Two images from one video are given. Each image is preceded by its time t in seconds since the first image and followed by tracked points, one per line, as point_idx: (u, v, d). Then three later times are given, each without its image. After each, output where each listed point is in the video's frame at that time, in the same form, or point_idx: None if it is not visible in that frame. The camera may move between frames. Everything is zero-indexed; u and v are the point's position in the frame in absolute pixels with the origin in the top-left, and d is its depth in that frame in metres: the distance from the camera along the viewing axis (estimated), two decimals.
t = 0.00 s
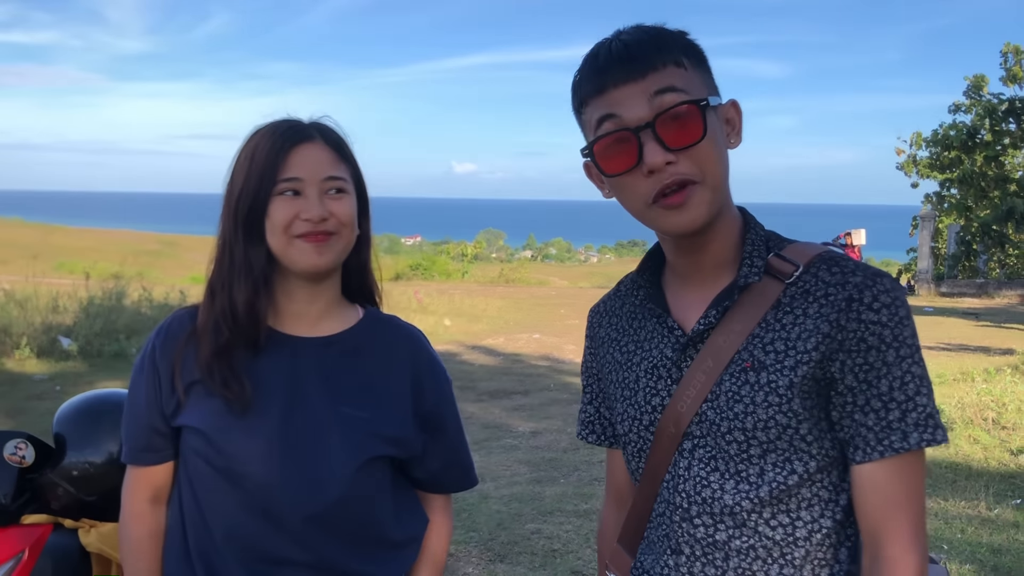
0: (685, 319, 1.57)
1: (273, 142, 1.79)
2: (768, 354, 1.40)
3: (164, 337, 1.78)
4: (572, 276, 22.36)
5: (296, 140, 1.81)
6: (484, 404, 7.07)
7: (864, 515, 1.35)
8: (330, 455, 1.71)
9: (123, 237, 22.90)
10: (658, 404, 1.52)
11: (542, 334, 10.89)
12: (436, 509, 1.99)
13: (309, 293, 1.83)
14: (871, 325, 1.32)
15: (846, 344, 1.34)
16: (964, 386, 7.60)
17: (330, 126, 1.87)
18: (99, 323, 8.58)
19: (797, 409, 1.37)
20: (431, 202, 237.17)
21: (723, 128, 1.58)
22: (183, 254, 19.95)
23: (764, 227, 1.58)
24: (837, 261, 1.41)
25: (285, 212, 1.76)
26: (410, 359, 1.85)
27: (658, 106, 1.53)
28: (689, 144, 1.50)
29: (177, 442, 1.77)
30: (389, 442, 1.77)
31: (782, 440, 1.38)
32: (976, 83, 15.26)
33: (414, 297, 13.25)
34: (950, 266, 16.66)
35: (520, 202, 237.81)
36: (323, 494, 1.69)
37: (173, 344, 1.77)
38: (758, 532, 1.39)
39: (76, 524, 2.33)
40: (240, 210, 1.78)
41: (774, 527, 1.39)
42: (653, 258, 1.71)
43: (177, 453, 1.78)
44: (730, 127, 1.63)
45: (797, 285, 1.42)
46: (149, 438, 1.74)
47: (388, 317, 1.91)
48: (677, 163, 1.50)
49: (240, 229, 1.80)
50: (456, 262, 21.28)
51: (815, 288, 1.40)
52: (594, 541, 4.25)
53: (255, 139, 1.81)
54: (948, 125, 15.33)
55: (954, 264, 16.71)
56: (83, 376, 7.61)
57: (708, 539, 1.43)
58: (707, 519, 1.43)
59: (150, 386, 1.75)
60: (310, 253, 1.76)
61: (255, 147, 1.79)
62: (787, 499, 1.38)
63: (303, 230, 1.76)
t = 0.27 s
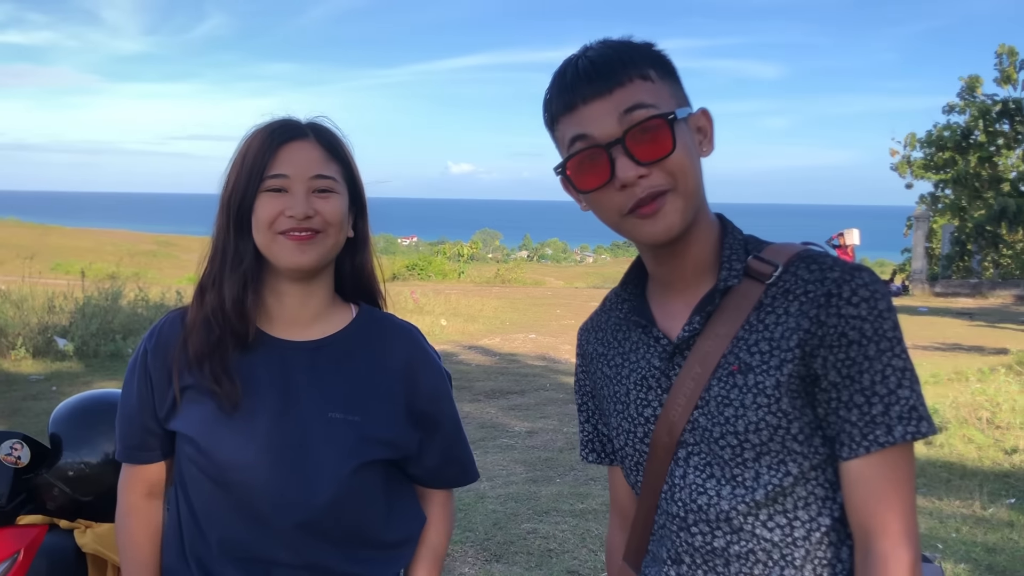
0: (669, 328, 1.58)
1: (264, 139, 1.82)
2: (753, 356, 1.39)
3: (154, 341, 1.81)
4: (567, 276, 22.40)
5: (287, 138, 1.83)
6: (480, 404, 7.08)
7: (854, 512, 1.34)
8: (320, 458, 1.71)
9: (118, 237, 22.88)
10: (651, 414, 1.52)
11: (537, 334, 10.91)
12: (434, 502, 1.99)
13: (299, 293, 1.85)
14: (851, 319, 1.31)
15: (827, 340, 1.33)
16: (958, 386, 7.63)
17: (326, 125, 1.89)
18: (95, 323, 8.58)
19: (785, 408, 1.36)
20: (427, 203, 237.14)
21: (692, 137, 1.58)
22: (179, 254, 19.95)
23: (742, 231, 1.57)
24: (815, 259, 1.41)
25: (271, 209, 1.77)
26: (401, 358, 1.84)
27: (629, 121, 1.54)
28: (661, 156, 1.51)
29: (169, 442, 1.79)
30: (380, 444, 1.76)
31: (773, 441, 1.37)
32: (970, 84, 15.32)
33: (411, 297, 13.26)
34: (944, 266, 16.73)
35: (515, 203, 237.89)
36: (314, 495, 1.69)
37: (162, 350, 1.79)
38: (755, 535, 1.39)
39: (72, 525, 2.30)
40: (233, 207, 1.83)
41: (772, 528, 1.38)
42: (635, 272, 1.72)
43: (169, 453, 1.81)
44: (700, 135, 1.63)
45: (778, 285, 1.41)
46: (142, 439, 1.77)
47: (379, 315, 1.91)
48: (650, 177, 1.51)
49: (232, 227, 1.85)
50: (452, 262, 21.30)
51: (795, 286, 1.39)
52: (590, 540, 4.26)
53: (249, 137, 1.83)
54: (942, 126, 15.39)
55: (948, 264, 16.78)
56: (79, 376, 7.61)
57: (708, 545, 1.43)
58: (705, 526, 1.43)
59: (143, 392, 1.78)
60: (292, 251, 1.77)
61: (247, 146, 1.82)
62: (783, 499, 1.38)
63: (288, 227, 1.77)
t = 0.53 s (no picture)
0: (667, 327, 1.58)
1: (247, 144, 1.81)
2: (751, 359, 1.39)
3: (146, 346, 1.80)
4: (564, 276, 22.41)
5: (271, 142, 1.82)
6: (477, 404, 7.08)
7: (848, 518, 1.33)
8: (315, 464, 1.71)
9: (114, 237, 22.87)
10: (646, 413, 1.53)
11: (534, 335, 10.92)
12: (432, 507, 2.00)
13: (289, 298, 1.84)
14: (849, 323, 1.31)
15: (825, 344, 1.33)
16: (954, 386, 7.65)
17: (312, 126, 1.89)
18: (92, 324, 8.57)
19: (781, 411, 1.36)
20: (425, 203, 237.11)
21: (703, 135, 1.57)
22: (175, 255, 19.93)
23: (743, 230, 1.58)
24: (815, 261, 1.40)
25: (259, 216, 1.77)
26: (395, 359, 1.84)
27: (641, 112, 1.53)
28: (670, 150, 1.51)
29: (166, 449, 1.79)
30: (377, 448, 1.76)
31: (767, 444, 1.37)
32: (966, 85, 15.35)
33: (408, 297, 13.26)
34: (940, 266, 16.76)
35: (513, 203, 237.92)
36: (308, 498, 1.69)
37: (154, 354, 1.79)
38: (746, 537, 1.39)
39: (68, 525, 2.31)
40: (215, 215, 1.82)
41: (764, 531, 1.38)
42: (635, 266, 1.72)
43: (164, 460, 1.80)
44: (712, 133, 1.62)
45: (777, 287, 1.41)
46: (137, 446, 1.77)
47: (373, 315, 1.91)
48: (656, 170, 1.51)
49: (215, 233, 1.84)
50: (449, 262, 21.30)
51: (794, 288, 1.39)
52: (586, 540, 4.26)
53: (232, 141, 1.83)
54: (938, 126, 15.42)
55: (944, 264, 16.82)
56: (75, 377, 7.61)
57: (699, 547, 1.44)
58: (697, 528, 1.44)
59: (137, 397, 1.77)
60: (282, 259, 1.78)
61: (230, 151, 1.81)
62: (775, 503, 1.38)
63: (275, 236, 1.77)
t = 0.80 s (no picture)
0: (669, 326, 1.59)
1: (241, 143, 1.80)
2: (758, 364, 1.39)
3: (141, 348, 1.78)
4: (562, 277, 22.41)
5: (266, 143, 1.82)
6: (475, 404, 7.09)
7: (852, 525, 1.35)
8: (322, 471, 1.72)
9: (112, 237, 22.84)
10: (647, 413, 1.53)
11: (532, 335, 10.92)
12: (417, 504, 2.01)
13: (286, 299, 1.84)
14: (861, 331, 1.31)
15: (834, 352, 1.33)
16: (951, 386, 7.65)
17: (305, 125, 1.89)
18: (89, 324, 8.55)
19: (787, 419, 1.36)
20: (423, 203, 237.08)
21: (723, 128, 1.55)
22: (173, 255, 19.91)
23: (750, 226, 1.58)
24: (823, 265, 1.40)
25: (258, 216, 1.77)
26: (396, 356, 1.87)
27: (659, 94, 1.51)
28: (681, 137, 1.49)
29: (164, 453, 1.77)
30: (385, 446, 1.79)
31: (773, 452, 1.37)
32: (963, 85, 15.36)
33: (405, 297, 13.25)
34: (937, 267, 16.79)
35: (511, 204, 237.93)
36: (315, 502, 1.70)
37: (150, 356, 1.77)
38: (746, 544, 1.40)
39: (65, 527, 2.29)
40: (208, 215, 1.81)
41: (766, 537, 1.39)
42: (636, 259, 1.73)
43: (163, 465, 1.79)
44: (733, 126, 1.59)
45: (785, 291, 1.41)
46: (134, 450, 1.75)
47: (372, 313, 1.93)
48: (665, 155, 1.49)
49: (208, 232, 1.83)
50: (446, 263, 21.29)
51: (801, 292, 1.39)
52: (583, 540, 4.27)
53: (225, 140, 1.82)
54: (935, 127, 15.44)
55: (941, 264, 16.84)
56: (72, 377, 7.60)
57: (700, 553, 1.44)
58: (696, 534, 1.44)
59: (133, 401, 1.75)
60: (281, 259, 1.78)
61: (223, 151, 1.80)
62: (778, 509, 1.38)
63: (274, 237, 1.77)
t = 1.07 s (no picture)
0: (708, 336, 1.50)
1: (252, 137, 1.81)
2: (796, 390, 1.29)
3: (138, 343, 1.76)
4: (560, 277, 22.44)
5: (275, 136, 1.83)
6: (473, 404, 7.08)
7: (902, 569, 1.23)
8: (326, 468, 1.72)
9: (111, 237, 22.84)
10: (684, 428, 1.46)
11: (530, 335, 10.93)
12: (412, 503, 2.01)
13: (291, 294, 1.84)
14: (908, 359, 1.19)
15: (879, 380, 1.21)
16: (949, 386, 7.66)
17: (312, 120, 1.91)
18: (87, 324, 8.55)
19: (826, 451, 1.25)
20: (422, 203, 237.08)
21: (716, 138, 1.36)
22: (171, 255, 19.92)
23: (795, 225, 1.46)
24: (872, 279, 1.27)
25: (264, 209, 1.77)
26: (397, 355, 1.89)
27: (623, 126, 1.39)
28: (649, 170, 1.35)
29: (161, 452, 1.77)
30: (387, 441, 1.80)
31: (810, 484, 1.27)
32: (961, 85, 15.36)
33: (404, 297, 13.26)
34: (935, 266, 16.82)
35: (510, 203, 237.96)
36: (320, 500, 1.71)
37: (151, 351, 1.76)
38: None
39: (64, 526, 2.33)
40: (215, 208, 1.80)
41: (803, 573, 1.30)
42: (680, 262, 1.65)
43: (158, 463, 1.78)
44: (739, 125, 1.37)
45: (828, 308, 1.29)
46: (128, 449, 1.73)
47: (374, 312, 1.94)
48: (637, 192, 1.37)
49: (215, 225, 1.82)
50: (445, 262, 21.32)
51: (845, 310, 1.27)
52: (582, 540, 4.27)
53: (233, 133, 1.82)
54: (933, 127, 15.45)
55: (938, 264, 16.87)
56: (71, 377, 7.60)
57: None
58: (730, 563, 1.37)
59: (128, 398, 1.74)
60: (288, 253, 1.78)
61: (232, 144, 1.80)
62: (817, 544, 1.29)
63: (281, 230, 1.77)
